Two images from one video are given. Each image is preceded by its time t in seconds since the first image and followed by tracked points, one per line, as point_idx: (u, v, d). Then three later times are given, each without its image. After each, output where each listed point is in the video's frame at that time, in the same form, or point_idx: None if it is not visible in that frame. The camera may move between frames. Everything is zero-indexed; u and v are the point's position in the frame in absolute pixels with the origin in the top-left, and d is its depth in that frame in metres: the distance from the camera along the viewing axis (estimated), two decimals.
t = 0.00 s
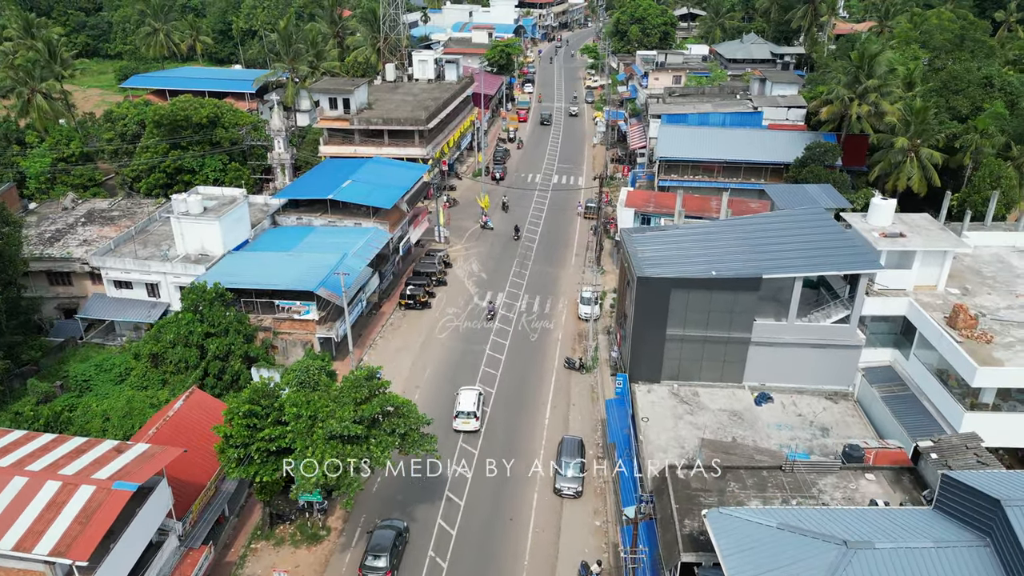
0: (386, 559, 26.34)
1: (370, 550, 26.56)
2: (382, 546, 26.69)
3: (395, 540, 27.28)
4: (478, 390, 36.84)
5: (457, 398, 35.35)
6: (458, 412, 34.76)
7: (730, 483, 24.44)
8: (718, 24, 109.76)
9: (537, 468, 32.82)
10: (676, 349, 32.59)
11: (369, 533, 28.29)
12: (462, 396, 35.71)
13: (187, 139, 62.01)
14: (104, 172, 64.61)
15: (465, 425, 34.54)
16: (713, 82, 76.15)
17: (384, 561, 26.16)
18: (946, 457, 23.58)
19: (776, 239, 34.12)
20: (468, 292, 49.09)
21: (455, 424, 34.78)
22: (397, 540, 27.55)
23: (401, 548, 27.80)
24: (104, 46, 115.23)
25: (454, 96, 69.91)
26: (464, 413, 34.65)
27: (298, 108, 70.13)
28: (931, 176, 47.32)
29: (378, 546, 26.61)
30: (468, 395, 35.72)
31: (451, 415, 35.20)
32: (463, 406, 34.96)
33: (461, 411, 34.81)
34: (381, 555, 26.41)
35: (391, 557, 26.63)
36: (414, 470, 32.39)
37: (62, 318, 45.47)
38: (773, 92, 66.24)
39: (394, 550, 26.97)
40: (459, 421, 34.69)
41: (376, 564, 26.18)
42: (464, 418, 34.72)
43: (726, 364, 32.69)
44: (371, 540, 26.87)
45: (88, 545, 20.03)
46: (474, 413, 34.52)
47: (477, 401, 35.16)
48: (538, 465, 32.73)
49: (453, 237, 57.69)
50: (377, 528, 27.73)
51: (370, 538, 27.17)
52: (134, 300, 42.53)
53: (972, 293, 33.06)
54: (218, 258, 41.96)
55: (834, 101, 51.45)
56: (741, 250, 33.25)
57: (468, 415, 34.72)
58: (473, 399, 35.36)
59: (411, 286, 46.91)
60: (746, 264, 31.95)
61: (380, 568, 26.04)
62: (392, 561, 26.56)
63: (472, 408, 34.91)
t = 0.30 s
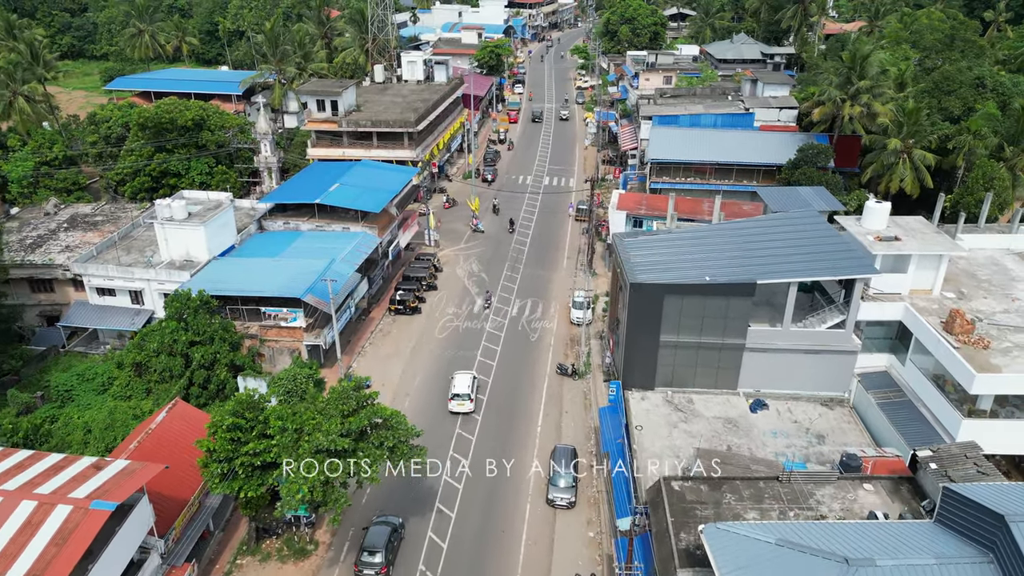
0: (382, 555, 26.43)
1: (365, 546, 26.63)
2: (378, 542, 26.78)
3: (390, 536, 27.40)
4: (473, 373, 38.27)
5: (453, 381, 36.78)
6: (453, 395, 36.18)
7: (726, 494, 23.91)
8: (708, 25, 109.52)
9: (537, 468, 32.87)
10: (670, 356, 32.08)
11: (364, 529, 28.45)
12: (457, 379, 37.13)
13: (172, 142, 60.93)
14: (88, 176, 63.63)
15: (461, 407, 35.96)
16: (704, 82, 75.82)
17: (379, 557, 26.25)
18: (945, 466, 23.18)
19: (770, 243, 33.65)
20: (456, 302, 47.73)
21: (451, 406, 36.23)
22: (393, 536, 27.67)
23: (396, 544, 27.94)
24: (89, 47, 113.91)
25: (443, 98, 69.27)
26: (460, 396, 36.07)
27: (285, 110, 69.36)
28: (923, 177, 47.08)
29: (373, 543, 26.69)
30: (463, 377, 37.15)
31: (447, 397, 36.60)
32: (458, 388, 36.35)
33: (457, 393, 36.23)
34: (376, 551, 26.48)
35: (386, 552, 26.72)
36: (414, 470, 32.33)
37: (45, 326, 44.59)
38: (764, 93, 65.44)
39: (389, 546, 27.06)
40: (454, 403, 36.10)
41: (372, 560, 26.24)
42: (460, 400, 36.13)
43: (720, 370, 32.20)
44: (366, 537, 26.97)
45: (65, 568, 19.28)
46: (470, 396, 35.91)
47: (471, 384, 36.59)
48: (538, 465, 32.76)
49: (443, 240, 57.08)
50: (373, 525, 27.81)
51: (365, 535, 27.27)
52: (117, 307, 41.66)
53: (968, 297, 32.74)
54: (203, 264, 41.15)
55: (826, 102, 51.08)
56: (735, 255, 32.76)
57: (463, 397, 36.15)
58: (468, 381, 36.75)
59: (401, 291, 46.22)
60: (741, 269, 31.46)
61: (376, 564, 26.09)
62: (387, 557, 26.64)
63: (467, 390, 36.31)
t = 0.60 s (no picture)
0: (382, 550, 26.67)
1: (365, 541, 26.84)
2: (377, 537, 26.99)
3: (390, 532, 27.60)
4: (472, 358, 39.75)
5: (452, 366, 38.24)
6: (453, 379, 37.62)
7: (727, 508, 23.34)
8: (704, 25, 109.06)
9: (537, 468, 32.97)
10: (669, 363, 31.52)
11: (365, 524, 28.66)
12: (456, 363, 38.58)
13: (164, 145, 60.31)
14: (79, 179, 62.87)
15: (459, 390, 37.43)
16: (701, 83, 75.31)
17: (379, 553, 26.49)
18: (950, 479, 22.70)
19: (770, 248, 33.12)
20: (455, 302, 47.72)
21: (451, 390, 37.69)
22: (393, 532, 27.84)
23: (396, 539, 28.13)
24: (82, 48, 112.87)
25: (438, 99, 68.65)
26: (459, 379, 37.51)
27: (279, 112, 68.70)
28: (924, 180, 46.63)
29: (373, 538, 26.91)
30: (462, 362, 38.61)
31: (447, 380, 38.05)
32: (458, 372, 37.79)
33: (456, 377, 37.68)
34: (376, 547, 26.68)
35: (386, 547, 26.95)
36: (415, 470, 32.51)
37: (34, 332, 43.81)
38: (763, 96, 64.99)
39: (389, 541, 27.27)
40: (454, 387, 37.57)
41: (372, 555, 26.47)
42: (458, 384, 37.58)
43: (720, 378, 31.67)
44: (366, 532, 27.18)
45: None
46: (469, 380, 37.33)
47: (470, 368, 37.99)
48: (538, 465, 32.87)
49: (439, 243, 56.49)
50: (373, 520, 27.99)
51: (365, 530, 27.48)
52: (107, 314, 40.94)
53: (971, 303, 32.28)
54: (194, 270, 40.49)
55: (825, 104, 50.51)
56: (735, 261, 32.23)
57: (462, 381, 37.58)
58: (466, 366, 38.20)
59: (395, 296, 45.58)
60: (740, 275, 30.92)
61: (376, 559, 26.35)
62: (387, 552, 26.90)
63: (466, 375, 37.76)
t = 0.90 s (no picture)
0: (385, 545, 27.10)
1: (368, 536, 27.25)
2: (380, 532, 27.39)
3: (392, 526, 27.93)
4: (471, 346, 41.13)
5: (453, 353, 39.58)
6: (454, 364, 38.94)
7: (731, 523, 22.75)
8: (705, 26, 108.36)
9: (536, 468, 32.97)
10: (671, 371, 30.95)
11: (367, 518, 28.97)
12: (457, 350, 39.94)
13: (160, 147, 59.82)
14: (74, 182, 62.33)
15: (460, 375, 38.66)
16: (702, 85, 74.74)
17: (382, 546, 26.95)
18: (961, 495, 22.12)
19: (773, 254, 32.54)
20: (457, 302, 47.78)
21: (452, 375, 38.95)
22: (394, 526, 28.16)
23: (397, 535, 28.34)
24: (80, 49, 112.22)
25: (437, 101, 68.07)
26: (460, 365, 38.85)
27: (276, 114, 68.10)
28: (928, 183, 46.08)
29: (376, 533, 27.32)
30: (462, 349, 39.96)
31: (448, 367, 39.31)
32: (458, 358, 39.16)
33: (457, 362, 39.02)
34: (379, 541, 27.11)
35: (389, 542, 27.38)
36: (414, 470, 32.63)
37: (26, 338, 43.18)
38: (763, 97, 63.01)
39: (391, 536, 27.63)
40: (455, 372, 38.82)
41: (375, 549, 26.91)
42: (459, 369, 38.84)
43: (722, 387, 31.10)
44: (369, 526, 27.57)
45: None
46: (470, 364, 38.67)
47: (470, 354, 39.37)
48: (537, 465, 32.86)
49: (437, 246, 55.93)
50: (374, 515, 28.31)
51: (367, 525, 27.87)
52: (99, 320, 40.33)
53: (978, 309, 31.71)
54: (188, 275, 39.94)
55: (828, 106, 49.81)
56: (737, 267, 31.64)
57: (463, 366, 38.88)
58: (467, 352, 39.56)
59: (393, 301, 44.95)
60: (743, 282, 30.33)
61: (379, 554, 26.82)
62: (390, 546, 27.34)
63: (466, 360, 39.08)
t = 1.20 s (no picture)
0: (387, 539, 27.43)
1: (370, 530, 27.59)
2: (382, 526, 27.71)
3: (394, 521, 28.22)
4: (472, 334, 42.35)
5: (455, 342, 40.68)
6: (455, 353, 40.06)
7: (735, 539, 22.12)
8: (706, 27, 107.72)
9: (537, 468, 32.95)
10: (673, 381, 30.35)
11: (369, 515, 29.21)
12: (458, 340, 41.08)
13: (156, 149, 59.25)
14: (70, 185, 61.76)
15: (461, 363, 39.77)
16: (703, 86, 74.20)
17: (385, 539, 27.30)
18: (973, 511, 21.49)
19: (778, 260, 31.94)
20: (458, 302, 47.67)
21: (453, 363, 40.02)
22: (397, 522, 28.45)
23: (400, 530, 28.63)
24: (78, 49, 111.67)
25: (436, 103, 67.53)
26: (461, 353, 39.96)
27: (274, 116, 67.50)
28: (933, 186, 45.50)
29: (378, 528, 27.65)
30: (464, 339, 41.09)
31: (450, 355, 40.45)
32: (459, 347, 40.29)
33: (458, 351, 40.15)
34: (381, 535, 27.44)
35: (391, 536, 27.69)
36: (414, 470, 32.63)
37: (19, 344, 42.37)
38: (765, 98, 62.03)
39: (393, 531, 27.94)
40: (456, 360, 39.92)
41: (377, 544, 27.28)
42: (460, 357, 39.97)
43: (725, 396, 30.50)
44: (371, 522, 27.90)
45: None
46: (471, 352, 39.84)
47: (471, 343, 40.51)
48: (537, 465, 32.86)
49: (436, 250, 55.35)
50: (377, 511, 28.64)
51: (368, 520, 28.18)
52: (92, 326, 39.71)
53: (985, 317, 31.11)
54: (183, 281, 39.33)
55: (831, 108, 50.14)
56: (741, 274, 31.03)
57: (464, 355, 40.00)
58: (468, 341, 40.68)
59: (390, 307, 44.32)
60: (747, 290, 29.74)
61: (381, 548, 27.18)
62: (392, 541, 27.69)
63: (467, 349, 40.20)
